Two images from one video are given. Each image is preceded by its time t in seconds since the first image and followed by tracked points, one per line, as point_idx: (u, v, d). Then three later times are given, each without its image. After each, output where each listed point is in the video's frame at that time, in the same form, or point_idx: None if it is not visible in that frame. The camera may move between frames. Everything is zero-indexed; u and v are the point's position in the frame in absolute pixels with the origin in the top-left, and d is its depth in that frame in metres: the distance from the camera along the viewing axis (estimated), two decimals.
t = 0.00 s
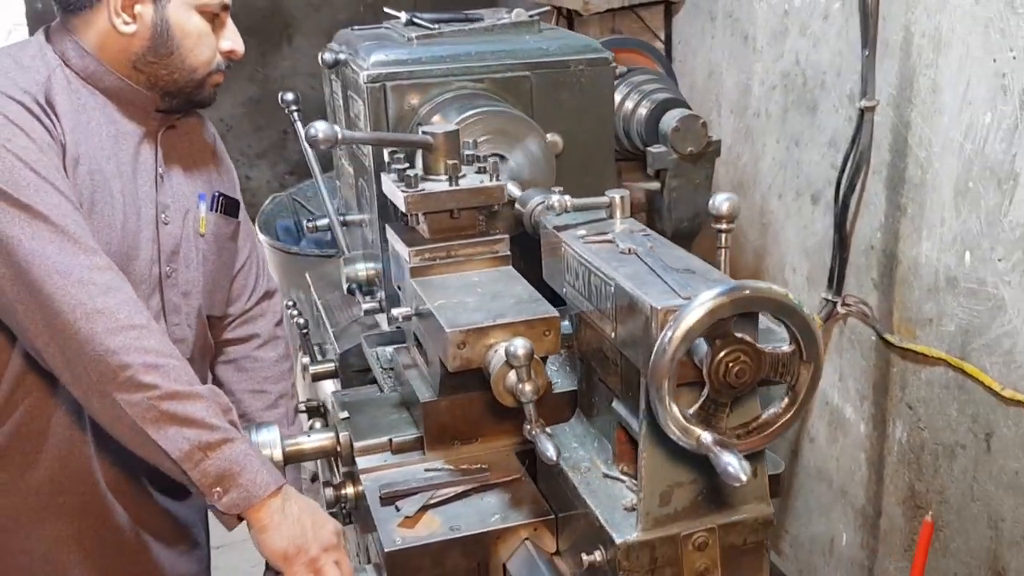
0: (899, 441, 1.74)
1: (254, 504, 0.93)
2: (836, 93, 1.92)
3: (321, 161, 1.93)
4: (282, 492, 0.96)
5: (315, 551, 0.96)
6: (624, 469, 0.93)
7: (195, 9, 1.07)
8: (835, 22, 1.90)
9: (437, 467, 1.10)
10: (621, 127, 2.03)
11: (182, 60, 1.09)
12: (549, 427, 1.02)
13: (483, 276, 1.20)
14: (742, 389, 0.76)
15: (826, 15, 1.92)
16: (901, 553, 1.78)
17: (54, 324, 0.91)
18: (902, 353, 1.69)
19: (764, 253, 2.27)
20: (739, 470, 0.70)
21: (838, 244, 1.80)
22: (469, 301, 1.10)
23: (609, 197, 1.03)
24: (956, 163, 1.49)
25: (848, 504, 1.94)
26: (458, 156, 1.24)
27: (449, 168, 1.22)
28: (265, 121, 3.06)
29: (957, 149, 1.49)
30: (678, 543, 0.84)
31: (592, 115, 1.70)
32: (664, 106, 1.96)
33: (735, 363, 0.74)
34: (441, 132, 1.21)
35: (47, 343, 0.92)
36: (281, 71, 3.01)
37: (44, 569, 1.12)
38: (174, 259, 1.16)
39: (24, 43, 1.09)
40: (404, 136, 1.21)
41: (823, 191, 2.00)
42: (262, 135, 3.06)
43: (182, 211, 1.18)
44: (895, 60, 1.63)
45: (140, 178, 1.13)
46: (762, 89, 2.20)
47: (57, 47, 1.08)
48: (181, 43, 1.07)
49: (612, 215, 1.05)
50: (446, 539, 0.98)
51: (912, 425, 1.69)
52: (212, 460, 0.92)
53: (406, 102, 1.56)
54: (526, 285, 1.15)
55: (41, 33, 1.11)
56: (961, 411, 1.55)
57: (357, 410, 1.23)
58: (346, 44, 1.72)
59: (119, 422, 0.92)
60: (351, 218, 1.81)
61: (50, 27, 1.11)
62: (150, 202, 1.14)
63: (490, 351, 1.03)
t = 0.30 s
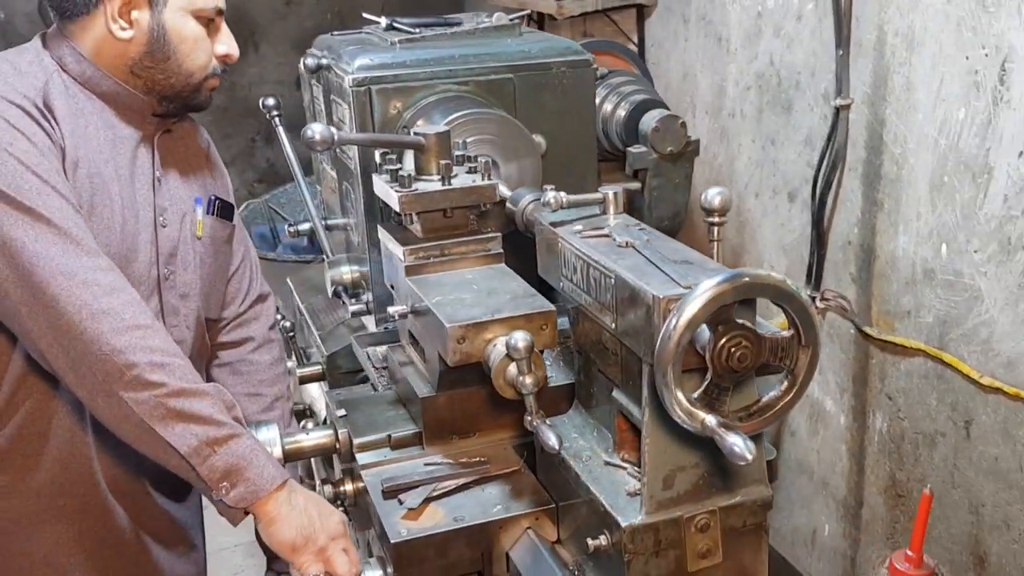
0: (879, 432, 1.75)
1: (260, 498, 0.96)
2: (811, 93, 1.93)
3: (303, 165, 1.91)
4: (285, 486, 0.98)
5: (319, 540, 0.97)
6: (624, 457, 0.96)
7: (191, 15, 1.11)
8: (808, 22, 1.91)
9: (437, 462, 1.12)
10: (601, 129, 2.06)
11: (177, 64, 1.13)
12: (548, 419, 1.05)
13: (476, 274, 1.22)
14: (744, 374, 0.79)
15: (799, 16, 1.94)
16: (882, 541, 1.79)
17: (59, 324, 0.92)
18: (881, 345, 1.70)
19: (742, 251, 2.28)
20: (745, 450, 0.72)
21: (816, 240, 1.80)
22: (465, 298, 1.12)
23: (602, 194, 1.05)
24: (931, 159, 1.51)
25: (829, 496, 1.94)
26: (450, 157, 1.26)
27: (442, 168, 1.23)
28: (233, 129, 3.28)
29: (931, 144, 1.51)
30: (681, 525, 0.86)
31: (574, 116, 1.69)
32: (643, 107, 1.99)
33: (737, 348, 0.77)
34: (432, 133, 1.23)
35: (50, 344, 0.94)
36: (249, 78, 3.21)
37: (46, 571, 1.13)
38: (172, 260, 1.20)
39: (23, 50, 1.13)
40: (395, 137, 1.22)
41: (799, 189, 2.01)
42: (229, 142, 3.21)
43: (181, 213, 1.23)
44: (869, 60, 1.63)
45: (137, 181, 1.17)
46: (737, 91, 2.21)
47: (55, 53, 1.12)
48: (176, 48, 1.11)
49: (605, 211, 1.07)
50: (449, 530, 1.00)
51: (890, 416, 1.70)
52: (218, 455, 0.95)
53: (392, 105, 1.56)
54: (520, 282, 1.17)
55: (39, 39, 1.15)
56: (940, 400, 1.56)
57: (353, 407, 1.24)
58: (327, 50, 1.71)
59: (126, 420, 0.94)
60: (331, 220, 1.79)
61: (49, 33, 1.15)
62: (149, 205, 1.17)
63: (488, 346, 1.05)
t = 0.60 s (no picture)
0: (862, 428, 1.79)
1: (267, 492, 0.98)
2: (790, 97, 1.95)
3: (292, 171, 1.90)
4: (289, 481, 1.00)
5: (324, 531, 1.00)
6: (624, 447, 0.99)
7: (190, 22, 1.13)
8: (785, 28, 1.93)
9: (437, 458, 1.14)
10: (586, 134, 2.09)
11: (178, 70, 1.15)
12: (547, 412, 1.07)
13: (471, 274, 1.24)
14: (743, 363, 0.82)
15: (777, 22, 1.96)
16: (867, 535, 1.83)
17: (65, 323, 0.93)
18: (862, 343, 1.73)
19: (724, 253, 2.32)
20: (745, 435, 0.75)
21: (798, 241, 1.83)
22: (463, 297, 1.14)
23: (596, 193, 1.08)
24: (909, 160, 1.55)
25: (813, 492, 1.98)
26: (444, 160, 1.28)
27: (437, 171, 1.25)
28: (212, 138, 3.39)
29: (908, 146, 1.54)
30: (682, 512, 0.90)
31: (561, 117, 1.70)
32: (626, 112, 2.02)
33: (736, 338, 0.80)
34: (428, 137, 1.24)
35: (57, 344, 0.95)
36: (227, 88, 3.34)
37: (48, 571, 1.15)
38: (172, 262, 1.22)
39: (24, 55, 1.15)
40: (391, 141, 1.23)
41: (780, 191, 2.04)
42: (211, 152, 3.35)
43: (181, 217, 1.25)
44: (846, 65, 1.67)
45: (138, 184, 1.19)
46: (717, 95, 2.24)
47: (56, 60, 1.14)
48: (177, 54, 1.14)
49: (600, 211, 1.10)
50: (452, 522, 1.02)
51: (873, 412, 1.74)
52: (225, 449, 0.97)
53: (383, 112, 1.56)
54: (516, 281, 1.19)
55: (40, 46, 1.17)
56: (921, 395, 1.60)
57: (352, 406, 1.26)
58: (315, 58, 1.71)
59: (133, 417, 0.96)
60: (321, 227, 1.80)
61: (50, 39, 1.17)
62: (151, 208, 1.20)
63: (488, 344, 1.08)
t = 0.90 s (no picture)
0: (852, 430, 1.82)
1: (279, 484, 1.01)
2: (777, 107, 1.97)
3: (291, 180, 1.92)
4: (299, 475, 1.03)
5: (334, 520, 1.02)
6: (627, 445, 1.02)
7: (195, 32, 1.16)
8: (773, 39, 1.95)
9: (443, 458, 1.16)
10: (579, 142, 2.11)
11: (182, 78, 1.17)
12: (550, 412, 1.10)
13: (473, 277, 1.26)
14: (746, 359, 0.85)
15: (765, 33, 1.97)
16: (859, 536, 1.85)
17: (85, 320, 0.98)
18: (852, 346, 1.76)
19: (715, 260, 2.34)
20: (751, 428, 0.78)
21: (787, 247, 1.86)
22: (467, 298, 1.17)
23: (598, 198, 1.12)
24: (896, 166, 1.58)
25: (805, 495, 2.00)
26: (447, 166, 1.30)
27: (440, 177, 1.28)
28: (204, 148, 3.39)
29: (895, 153, 1.58)
30: (687, 507, 0.92)
31: (556, 124, 1.71)
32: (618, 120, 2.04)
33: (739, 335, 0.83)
34: (430, 144, 1.27)
35: (77, 340, 0.99)
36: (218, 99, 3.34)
37: (62, 568, 1.21)
38: (180, 265, 1.26)
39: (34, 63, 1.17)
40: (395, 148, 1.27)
41: (769, 198, 2.05)
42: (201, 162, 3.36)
43: (188, 221, 1.28)
44: (834, 74, 1.70)
45: (148, 189, 1.22)
46: (705, 105, 2.24)
47: (66, 69, 1.17)
48: (180, 62, 1.16)
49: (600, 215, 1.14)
50: (460, 519, 1.04)
51: (863, 414, 1.77)
52: (239, 443, 1.00)
53: (383, 120, 1.58)
54: (518, 283, 1.22)
55: (50, 54, 1.19)
56: (910, 397, 1.63)
57: (357, 408, 1.28)
58: (314, 69, 1.74)
59: (149, 410, 1.00)
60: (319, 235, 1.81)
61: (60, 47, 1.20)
62: (158, 212, 1.23)
63: (492, 344, 1.10)
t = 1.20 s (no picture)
0: (849, 439, 1.84)
1: (297, 487, 1.05)
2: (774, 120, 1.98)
3: (296, 191, 1.94)
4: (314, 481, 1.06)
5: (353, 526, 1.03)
6: (639, 450, 1.04)
7: (205, 44, 1.17)
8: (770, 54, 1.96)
9: (455, 463, 1.19)
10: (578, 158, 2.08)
11: (193, 91, 1.19)
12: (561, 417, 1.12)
13: (481, 285, 1.28)
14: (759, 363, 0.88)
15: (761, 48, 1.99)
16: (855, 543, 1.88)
17: (109, 329, 1.03)
18: (849, 355, 1.79)
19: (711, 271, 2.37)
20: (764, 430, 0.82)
21: (784, 256, 1.89)
22: (479, 305, 1.19)
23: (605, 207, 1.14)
24: (894, 178, 1.61)
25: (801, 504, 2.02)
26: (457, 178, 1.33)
27: (450, 188, 1.31)
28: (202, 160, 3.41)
29: (894, 165, 1.61)
30: (697, 512, 0.94)
31: (559, 135, 1.74)
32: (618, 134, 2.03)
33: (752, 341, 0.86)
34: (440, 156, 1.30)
35: (101, 348, 1.04)
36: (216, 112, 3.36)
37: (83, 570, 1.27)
38: (195, 270, 1.29)
39: (46, 78, 1.17)
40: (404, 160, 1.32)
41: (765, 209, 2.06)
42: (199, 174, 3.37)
43: (200, 229, 1.31)
44: (831, 88, 1.73)
45: (164, 197, 1.25)
46: (702, 118, 2.25)
47: (79, 82, 1.18)
48: (191, 75, 1.18)
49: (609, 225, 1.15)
50: (474, 523, 1.07)
51: (861, 422, 1.79)
52: (257, 448, 1.05)
53: (391, 133, 1.61)
54: (528, 291, 1.23)
55: (60, 67, 1.19)
56: (908, 405, 1.66)
57: (371, 413, 1.30)
58: (321, 85, 1.77)
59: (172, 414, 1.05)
60: (325, 245, 1.83)
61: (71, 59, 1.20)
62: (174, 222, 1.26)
63: (505, 351, 1.12)
